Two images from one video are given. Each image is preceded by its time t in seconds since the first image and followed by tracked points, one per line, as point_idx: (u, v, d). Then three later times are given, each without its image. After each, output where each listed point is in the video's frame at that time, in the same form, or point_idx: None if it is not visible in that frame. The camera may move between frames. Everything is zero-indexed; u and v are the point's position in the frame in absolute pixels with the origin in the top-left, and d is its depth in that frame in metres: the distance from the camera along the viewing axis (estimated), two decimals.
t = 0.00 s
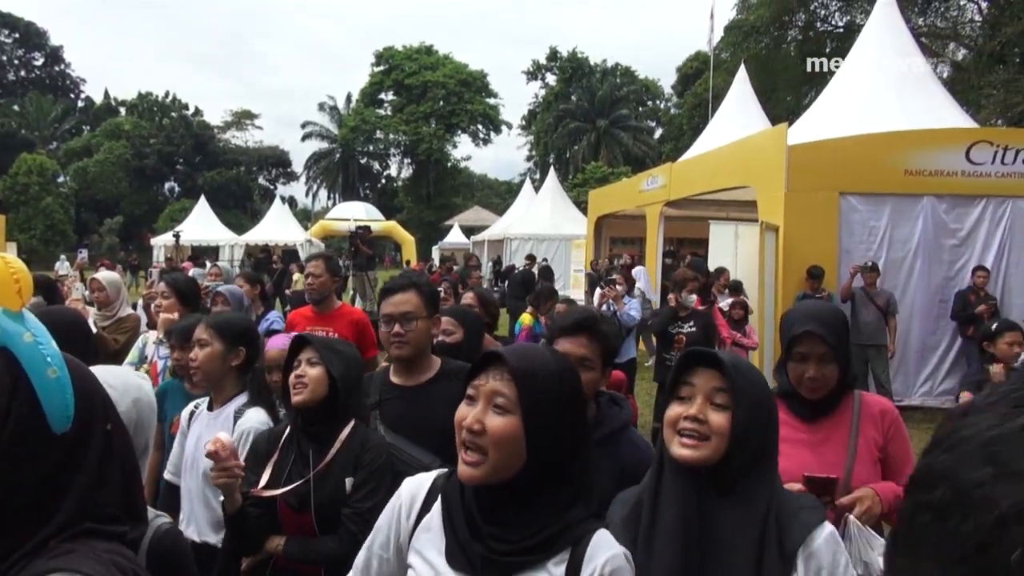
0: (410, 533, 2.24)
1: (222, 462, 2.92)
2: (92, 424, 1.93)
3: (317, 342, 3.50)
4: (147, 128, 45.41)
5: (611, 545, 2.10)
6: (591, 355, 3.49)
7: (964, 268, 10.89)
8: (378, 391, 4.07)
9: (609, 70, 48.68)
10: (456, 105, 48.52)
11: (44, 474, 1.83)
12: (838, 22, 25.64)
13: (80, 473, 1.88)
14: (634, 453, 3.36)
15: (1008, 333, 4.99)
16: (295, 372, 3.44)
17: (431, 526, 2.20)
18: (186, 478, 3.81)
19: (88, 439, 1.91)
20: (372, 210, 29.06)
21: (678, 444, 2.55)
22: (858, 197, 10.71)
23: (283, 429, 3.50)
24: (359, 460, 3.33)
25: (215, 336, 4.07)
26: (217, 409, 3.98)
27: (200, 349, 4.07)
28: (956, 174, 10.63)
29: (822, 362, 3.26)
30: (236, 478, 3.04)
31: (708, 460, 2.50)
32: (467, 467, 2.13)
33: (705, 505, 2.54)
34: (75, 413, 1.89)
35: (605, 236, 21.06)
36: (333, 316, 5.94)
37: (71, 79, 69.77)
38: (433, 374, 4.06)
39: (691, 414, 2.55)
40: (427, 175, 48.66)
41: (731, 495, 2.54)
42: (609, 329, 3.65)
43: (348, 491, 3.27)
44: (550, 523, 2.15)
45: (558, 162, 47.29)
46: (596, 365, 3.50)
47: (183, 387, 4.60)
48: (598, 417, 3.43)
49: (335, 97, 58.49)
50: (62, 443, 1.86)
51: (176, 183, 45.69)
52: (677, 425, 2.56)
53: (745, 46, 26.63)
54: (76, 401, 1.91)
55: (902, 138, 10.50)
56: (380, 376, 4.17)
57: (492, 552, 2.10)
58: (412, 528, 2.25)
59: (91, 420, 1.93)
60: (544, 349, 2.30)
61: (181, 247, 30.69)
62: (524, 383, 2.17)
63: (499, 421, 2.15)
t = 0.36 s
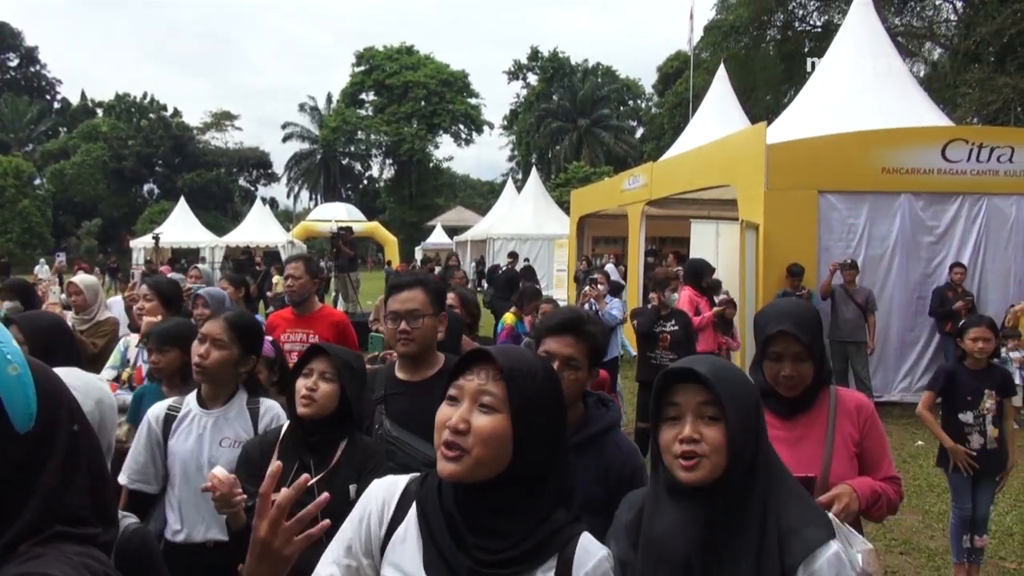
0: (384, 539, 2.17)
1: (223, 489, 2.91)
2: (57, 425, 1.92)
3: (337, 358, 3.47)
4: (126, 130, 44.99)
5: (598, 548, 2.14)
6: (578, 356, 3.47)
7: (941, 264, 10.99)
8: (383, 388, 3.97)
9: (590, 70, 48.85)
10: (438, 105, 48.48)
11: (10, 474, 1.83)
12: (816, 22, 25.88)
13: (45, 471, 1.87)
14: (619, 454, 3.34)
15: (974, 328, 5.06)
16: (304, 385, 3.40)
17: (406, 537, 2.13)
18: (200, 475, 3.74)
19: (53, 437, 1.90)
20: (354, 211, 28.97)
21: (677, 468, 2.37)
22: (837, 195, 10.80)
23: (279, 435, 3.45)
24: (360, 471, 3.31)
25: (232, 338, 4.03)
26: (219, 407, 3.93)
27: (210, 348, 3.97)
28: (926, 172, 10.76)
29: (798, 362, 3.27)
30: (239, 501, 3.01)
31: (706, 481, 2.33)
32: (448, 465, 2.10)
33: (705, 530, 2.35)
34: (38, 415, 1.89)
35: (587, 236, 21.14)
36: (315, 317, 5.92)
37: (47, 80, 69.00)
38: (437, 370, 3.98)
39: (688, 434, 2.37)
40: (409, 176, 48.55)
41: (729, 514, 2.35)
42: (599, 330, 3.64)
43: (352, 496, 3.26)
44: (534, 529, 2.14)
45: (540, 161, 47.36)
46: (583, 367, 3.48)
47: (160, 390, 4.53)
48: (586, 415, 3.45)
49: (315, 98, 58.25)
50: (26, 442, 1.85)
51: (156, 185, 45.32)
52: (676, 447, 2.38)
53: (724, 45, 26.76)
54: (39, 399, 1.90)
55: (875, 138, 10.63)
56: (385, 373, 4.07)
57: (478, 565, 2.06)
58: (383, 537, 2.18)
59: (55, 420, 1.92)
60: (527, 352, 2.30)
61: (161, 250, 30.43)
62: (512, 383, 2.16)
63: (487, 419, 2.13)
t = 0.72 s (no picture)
0: (366, 564, 2.19)
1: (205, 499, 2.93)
2: (64, 427, 1.92)
3: (320, 355, 3.45)
4: (126, 131, 45.02)
5: (581, 555, 2.10)
6: (579, 357, 3.46)
7: (943, 264, 10.97)
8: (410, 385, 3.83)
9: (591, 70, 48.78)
10: (438, 106, 48.50)
11: (16, 478, 1.83)
12: (816, 22, 25.91)
13: (51, 475, 1.87)
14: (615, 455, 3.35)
15: (957, 330, 5.07)
16: (294, 384, 3.41)
17: (385, 557, 2.14)
18: (192, 473, 3.75)
19: (59, 441, 1.90)
20: (355, 212, 28.94)
21: (664, 440, 2.46)
22: (837, 195, 10.79)
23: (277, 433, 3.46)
24: (356, 466, 3.35)
25: (223, 330, 3.99)
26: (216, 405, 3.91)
27: (204, 343, 3.95)
28: (927, 172, 10.76)
29: (798, 363, 3.26)
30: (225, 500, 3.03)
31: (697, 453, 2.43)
32: (418, 476, 2.06)
33: (688, 505, 2.45)
34: (45, 419, 1.89)
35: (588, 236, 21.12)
36: (315, 318, 5.93)
37: (47, 82, 68.92)
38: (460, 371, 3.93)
39: (671, 408, 2.47)
40: (410, 177, 48.52)
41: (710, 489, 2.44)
42: (597, 330, 3.60)
43: (344, 496, 3.29)
44: (517, 540, 2.10)
45: (540, 162, 47.31)
46: (586, 367, 3.47)
47: (162, 391, 4.55)
48: (587, 416, 3.44)
49: (316, 99, 58.26)
50: (33, 446, 1.85)
51: (157, 186, 45.27)
52: (658, 422, 2.46)
53: (725, 46, 26.72)
54: (46, 403, 1.90)
55: (872, 138, 10.64)
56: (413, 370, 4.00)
57: None
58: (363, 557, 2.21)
59: (62, 424, 1.91)
60: (494, 356, 2.26)
61: (162, 251, 30.41)
62: (479, 388, 2.12)
63: (456, 424, 2.08)
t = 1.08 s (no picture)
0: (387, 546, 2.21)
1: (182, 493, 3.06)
2: (89, 428, 1.94)
3: (307, 356, 3.43)
4: (145, 132, 45.45)
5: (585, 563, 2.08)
6: (596, 357, 3.45)
7: (963, 264, 10.88)
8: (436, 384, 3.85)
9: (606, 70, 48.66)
10: (453, 106, 48.61)
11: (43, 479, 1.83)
12: (833, 21, 25.85)
13: (76, 478, 1.88)
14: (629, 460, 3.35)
15: (979, 331, 5.00)
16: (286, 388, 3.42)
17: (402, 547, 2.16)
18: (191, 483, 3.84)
19: (84, 444, 1.91)
20: (370, 212, 29.04)
21: (652, 438, 2.50)
22: (855, 195, 10.71)
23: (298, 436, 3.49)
24: (343, 471, 3.25)
25: (210, 339, 4.04)
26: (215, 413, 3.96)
27: (193, 353, 4.03)
28: (947, 171, 10.66)
29: (822, 367, 3.24)
30: (208, 498, 3.17)
31: (684, 446, 2.46)
32: (454, 458, 2.05)
33: (673, 503, 2.46)
34: (73, 421, 1.90)
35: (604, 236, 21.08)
36: (332, 318, 5.97)
37: (67, 84, 69.67)
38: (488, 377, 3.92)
39: (657, 408, 2.50)
40: (425, 177, 48.62)
41: (701, 483, 2.46)
42: (613, 330, 3.59)
43: (331, 500, 3.21)
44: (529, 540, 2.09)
45: (555, 162, 47.28)
46: (603, 368, 3.46)
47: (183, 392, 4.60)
48: (603, 417, 3.43)
49: (332, 100, 58.55)
50: (59, 448, 1.86)
51: (175, 187, 45.67)
52: (644, 422, 2.51)
53: (741, 45, 26.59)
54: (74, 406, 1.91)
55: (892, 137, 10.55)
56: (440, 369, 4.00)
57: None
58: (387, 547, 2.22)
59: (88, 424, 1.94)
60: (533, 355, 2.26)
61: (180, 252, 30.66)
62: (524, 386, 2.13)
63: (496, 415, 2.09)
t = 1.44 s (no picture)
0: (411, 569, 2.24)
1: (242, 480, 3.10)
2: (131, 421, 1.98)
3: (344, 356, 3.49)
4: (190, 134, 46.43)
5: None
6: (635, 356, 3.44)
7: (1015, 264, 10.59)
8: (468, 390, 3.86)
9: (645, 68, 48.24)
10: (491, 106, 48.75)
11: (85, 471, 1.89)
12: (879, 15, 25.44)
13: (116, 468, 1.92)
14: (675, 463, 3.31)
15: None
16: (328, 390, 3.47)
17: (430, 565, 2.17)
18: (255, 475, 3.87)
19: (126, 433, 1.96)
20: (409, 213, 29.25)
21: (682, 430, 2.50)
22: (900, 193, 10.49)
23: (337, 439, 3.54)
24: (385, 472, 3.27)
25: (298, 348, 4.04)
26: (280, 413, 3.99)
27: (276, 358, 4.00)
28: (997, 169, 10.39)
29: (868, 372, 3.19)
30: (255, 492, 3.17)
31: (714, 444, 2.44)
32: (473, 487, 2.04)
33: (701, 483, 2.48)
34: (114, 410, 1.94)
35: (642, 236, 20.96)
36: (372, 317, 6.03)
37: (116, 88, 71.46)
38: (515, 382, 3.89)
39: (694, 402, 2.51)
40: (463, 177, 48.83)
41: (729, 478, 2.46)
42: (652, 329, 3.54)
43: (372, 500, 3.23)
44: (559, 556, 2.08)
45: (594, 161, 47.13)
46: (642, 367, 3.45)
47: (230, 390, 4.71)
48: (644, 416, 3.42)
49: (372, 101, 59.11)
50: (101, 436, 1.91)
51: (218, 188, 46.59)
52: (679, 413, 2.52)
53: (783, 41, 26.17)
54: (115, 396, 1.95)
55: (939, 132, 10.31)
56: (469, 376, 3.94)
57: None
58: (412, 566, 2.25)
59: (128, 416, 1.97)
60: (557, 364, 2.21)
61: (223, 252, 31.26)
62: (544, 404, 2.08)
63: (515, 434, 2.05)
